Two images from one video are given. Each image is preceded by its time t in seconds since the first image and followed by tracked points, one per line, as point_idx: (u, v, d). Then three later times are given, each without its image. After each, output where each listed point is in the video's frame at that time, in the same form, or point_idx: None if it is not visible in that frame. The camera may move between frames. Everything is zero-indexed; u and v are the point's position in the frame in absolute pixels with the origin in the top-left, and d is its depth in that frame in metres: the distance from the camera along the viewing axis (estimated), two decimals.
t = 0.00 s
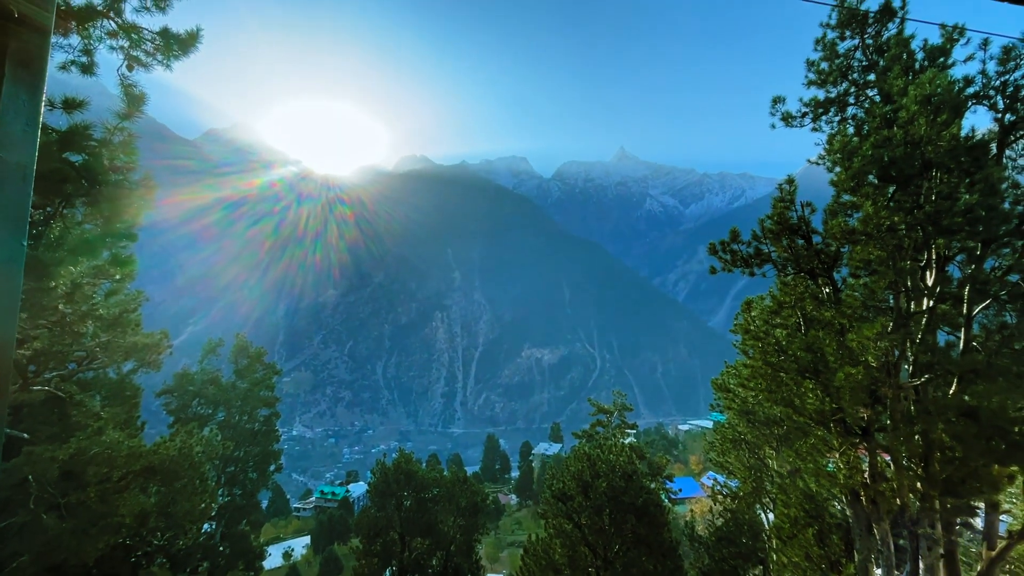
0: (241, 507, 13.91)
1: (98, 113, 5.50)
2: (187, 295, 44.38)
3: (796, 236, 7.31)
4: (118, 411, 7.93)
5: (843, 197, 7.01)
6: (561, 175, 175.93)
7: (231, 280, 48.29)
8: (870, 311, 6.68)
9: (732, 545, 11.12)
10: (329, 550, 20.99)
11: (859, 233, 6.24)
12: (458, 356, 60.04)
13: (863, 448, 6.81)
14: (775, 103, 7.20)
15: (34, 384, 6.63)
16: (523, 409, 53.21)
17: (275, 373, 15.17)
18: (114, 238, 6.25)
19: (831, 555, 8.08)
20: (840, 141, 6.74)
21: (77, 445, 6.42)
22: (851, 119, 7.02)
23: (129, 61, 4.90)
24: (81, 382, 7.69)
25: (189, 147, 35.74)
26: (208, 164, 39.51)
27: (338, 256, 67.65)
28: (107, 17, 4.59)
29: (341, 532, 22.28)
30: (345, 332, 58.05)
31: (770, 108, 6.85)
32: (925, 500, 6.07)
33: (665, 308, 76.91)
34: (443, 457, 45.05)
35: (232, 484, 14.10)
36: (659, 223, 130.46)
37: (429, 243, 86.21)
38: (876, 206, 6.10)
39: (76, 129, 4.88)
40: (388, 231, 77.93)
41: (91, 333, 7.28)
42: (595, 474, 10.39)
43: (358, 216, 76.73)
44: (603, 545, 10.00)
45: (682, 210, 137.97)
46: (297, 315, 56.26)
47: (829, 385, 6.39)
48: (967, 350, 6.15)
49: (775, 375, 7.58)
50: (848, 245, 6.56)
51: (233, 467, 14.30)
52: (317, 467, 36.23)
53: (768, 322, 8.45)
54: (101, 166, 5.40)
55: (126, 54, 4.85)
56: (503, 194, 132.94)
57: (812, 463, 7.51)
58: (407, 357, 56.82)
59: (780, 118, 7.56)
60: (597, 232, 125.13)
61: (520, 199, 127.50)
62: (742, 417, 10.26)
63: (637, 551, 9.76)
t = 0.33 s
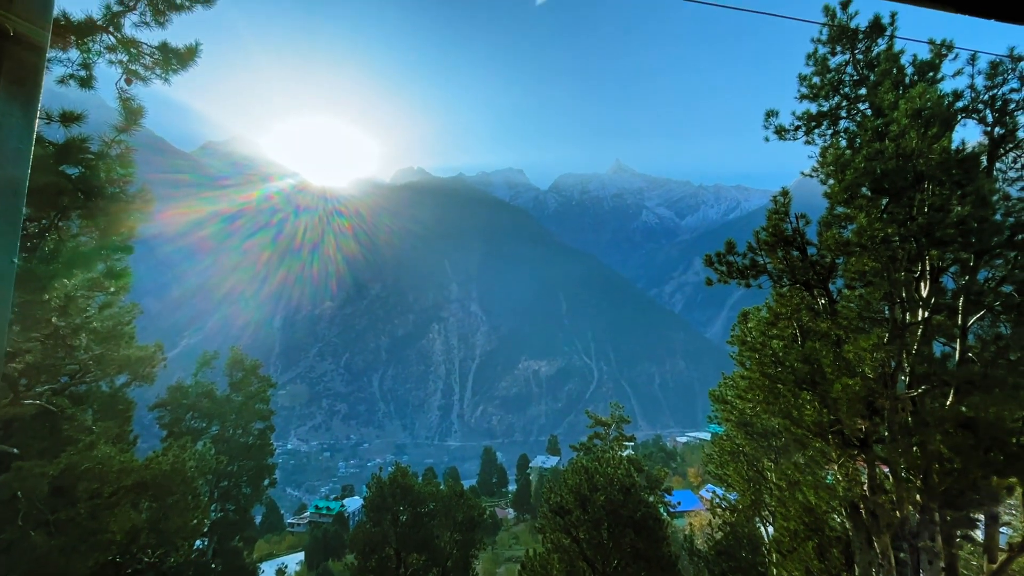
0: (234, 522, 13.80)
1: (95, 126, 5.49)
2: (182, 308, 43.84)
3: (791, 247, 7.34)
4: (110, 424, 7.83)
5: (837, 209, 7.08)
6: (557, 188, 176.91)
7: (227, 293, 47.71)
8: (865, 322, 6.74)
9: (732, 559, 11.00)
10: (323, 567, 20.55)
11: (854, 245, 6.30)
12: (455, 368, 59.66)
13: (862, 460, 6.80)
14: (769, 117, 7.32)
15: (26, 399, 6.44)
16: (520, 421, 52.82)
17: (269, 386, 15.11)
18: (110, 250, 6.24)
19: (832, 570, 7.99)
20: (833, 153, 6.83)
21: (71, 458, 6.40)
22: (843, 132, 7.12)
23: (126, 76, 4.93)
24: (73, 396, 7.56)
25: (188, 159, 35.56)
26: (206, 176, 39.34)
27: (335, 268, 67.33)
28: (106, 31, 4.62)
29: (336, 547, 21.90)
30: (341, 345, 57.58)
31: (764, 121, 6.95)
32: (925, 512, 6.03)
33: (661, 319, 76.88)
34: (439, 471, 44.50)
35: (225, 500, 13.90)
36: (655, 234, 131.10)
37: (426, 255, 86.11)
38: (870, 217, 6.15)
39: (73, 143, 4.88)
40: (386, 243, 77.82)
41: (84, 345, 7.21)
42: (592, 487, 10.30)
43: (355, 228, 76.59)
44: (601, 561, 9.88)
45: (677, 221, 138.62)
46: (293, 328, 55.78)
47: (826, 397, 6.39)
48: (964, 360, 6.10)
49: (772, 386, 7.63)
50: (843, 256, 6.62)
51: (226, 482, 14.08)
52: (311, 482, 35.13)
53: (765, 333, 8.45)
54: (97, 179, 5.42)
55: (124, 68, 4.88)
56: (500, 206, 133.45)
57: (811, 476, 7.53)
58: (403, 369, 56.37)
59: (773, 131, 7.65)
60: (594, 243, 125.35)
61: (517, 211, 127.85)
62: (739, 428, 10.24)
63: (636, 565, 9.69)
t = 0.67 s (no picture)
0: (228, 539, 13.76)
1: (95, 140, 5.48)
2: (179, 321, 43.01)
3: (788, 259, 7.40)
4: (103, 440, 7.76)
5: (833, 220, 7.14)
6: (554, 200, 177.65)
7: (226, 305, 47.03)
8: (864, 333, 6.80)
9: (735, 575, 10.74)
10: None
11: (849, 255, 6.43)
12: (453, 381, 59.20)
13: (862, 472, 6.79)
14: (764, 129, 7.40)
15: (17, 414, 6.02)
16: (519, 434, 52.37)
17: (266, 400, 14.96)
18: (106, 265, 6.23)
19: None
20: (828, 165, 6.90)
21: (63, 474, 6.47)
22: (838, 144, 7.19)
23: (126, 89, 4.95)
24: (68, 410, 7.42)
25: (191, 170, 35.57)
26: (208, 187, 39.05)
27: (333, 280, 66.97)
28: (106, 46, 4.65)
29: (332, 564, 21.09)
30: (339, 357, 57.12)
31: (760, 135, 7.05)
32: (927, 525, 5.92)
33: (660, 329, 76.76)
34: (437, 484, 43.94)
35: (220, 515, 13.78)
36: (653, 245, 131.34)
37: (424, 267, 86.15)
38: (865, 228, 6.23)
39: (72, 157, 4.87)
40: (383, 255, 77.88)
41: (79, 358, 7.18)
42: (591, 500, 10.21)
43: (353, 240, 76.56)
44: None
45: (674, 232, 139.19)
46: (291, 340, 55.32)
47: (826, 408, 6.37)
48: (962, 372, 5.99)
49: (772, 398, 7.75)
50: (839, 268, 6.71)
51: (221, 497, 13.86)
52: (307, 496, 34.19)
53: (763, 344, 8.75)
54: (94, 192, 5.43)
55: (125, 82, 4.90)
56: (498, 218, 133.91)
57: (813, 488, 7.63)
58: (401, 382, 55.86)
59: (769, 143, 7.74)
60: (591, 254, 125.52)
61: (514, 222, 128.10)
62: (739, 439, 10.22)
63: None
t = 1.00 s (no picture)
0: (226, 555, 13.69)
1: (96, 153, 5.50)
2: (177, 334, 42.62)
3: (786, 269, 7.43)
4: (100, 455, 7.72)
5: (830, 230, 7.18)
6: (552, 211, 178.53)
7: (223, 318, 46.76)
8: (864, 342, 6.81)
9: None
10: None
11: (848, 265, 6.45)
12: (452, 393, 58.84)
13: (864, 482, 6.71)
14: (760, 140, 7.47)
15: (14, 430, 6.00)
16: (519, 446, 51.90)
17: (264, 412, 15.02)
18: (104, 279, 6.24)
19: None
20: (826, 176, 6.92)
21: (59, 490, 6.38)
22: (833, 155, 7.26)
23: (127, 105, 4.99)
24: (66, 425, 7.40)
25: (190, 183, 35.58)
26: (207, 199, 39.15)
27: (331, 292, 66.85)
28: (108, 62, 4.70)
29: None
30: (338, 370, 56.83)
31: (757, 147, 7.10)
32: (932, 538, 5.77)
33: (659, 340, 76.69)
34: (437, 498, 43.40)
35: (215, 531, 13.62)
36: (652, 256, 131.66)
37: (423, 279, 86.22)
38: (863, 239, 6.27)
39: (73, 171, 4.90)
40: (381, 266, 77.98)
41: (76, 372, 7.15)
42: (593, 513, 10.13)
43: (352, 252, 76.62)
44: None
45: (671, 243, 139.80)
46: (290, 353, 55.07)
47: (828, 418, 6.33)
48: (963, 381, 5.94)
49: (773, 409, 7.73)
50: (838, 277, 6.69)
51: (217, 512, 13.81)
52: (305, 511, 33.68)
53: (763, 355, 8.84)
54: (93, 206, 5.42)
55: (125, 97, 4.94)
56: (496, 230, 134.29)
57: (815, 500, 7.74)
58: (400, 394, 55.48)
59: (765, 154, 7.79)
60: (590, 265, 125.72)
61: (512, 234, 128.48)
62: (740, 450, 10.20)
63: None
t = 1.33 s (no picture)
0: (225, 570, 13.50)
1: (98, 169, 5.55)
2: (177, 346, 42.38)
3: (787, 277, 7.42)
4: (98, 470, 7.73)
5: (829, 239, 7.19)
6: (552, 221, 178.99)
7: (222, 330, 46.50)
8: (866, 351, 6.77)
9: None
10: None
11: (848, 273, 6.40)
12: (453, 404, 58.53)
13: (868, 491, 6.65)
14: (758, 150, 7.52)
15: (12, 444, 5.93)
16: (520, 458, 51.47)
17: (264, 425, 14.94)
18: (105, 293, 6.26)
19: None
20: (824, 184, 6.94)
21: (57, 505, 6.33)
22: (831, 164, 7.30)
23: (130, 120, 5.04)
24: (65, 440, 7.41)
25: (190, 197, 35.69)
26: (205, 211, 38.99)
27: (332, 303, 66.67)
28: (112, 78, 4.76)
29: None
30: (339, 382, 56.61)
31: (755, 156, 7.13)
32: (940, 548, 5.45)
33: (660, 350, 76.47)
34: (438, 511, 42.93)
35: (215, 547, 13.43)
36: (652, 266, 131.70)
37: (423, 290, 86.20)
38: (862, 247, 6.25)
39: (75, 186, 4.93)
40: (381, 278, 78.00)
41: (78, 387, 7.19)
42: (596, 526, 10.15)
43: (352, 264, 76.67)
44: None
45: (671, 252, 139.68)
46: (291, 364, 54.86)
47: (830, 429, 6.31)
48: (965, 389, 5.94)
49: (777, 420, 7.71)
50: (838, 286, 6.65)
51: (216, 527, 13.70)
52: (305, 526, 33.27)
53: (764, 363, 8.79)
54: (94, 220, 5.43)
55: (128, 112, 5.00)
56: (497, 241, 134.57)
57: (821, 510, 7.32)
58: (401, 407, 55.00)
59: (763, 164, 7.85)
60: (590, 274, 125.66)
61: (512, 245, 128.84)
62: (742, 459, 10.14)
63: None
